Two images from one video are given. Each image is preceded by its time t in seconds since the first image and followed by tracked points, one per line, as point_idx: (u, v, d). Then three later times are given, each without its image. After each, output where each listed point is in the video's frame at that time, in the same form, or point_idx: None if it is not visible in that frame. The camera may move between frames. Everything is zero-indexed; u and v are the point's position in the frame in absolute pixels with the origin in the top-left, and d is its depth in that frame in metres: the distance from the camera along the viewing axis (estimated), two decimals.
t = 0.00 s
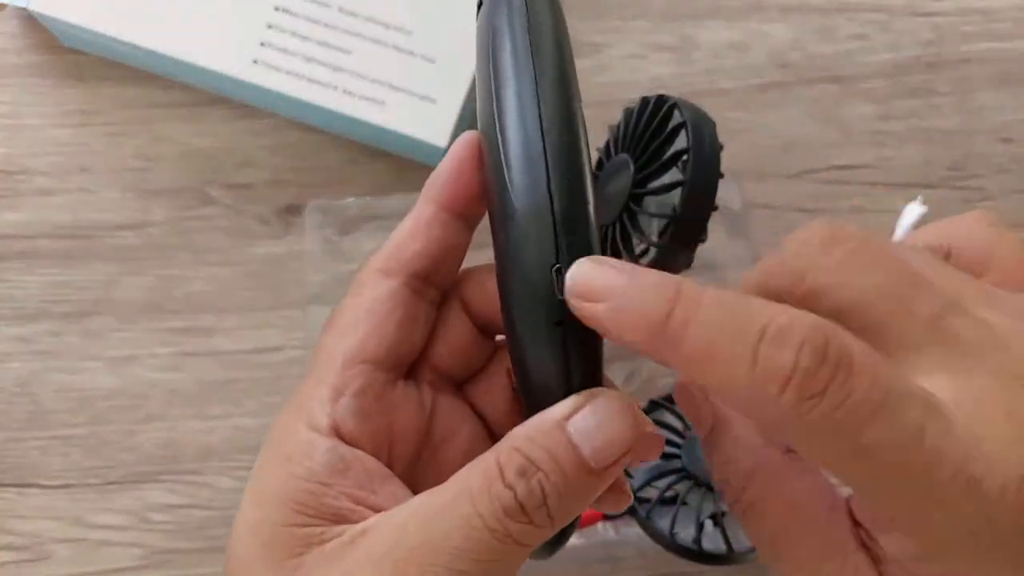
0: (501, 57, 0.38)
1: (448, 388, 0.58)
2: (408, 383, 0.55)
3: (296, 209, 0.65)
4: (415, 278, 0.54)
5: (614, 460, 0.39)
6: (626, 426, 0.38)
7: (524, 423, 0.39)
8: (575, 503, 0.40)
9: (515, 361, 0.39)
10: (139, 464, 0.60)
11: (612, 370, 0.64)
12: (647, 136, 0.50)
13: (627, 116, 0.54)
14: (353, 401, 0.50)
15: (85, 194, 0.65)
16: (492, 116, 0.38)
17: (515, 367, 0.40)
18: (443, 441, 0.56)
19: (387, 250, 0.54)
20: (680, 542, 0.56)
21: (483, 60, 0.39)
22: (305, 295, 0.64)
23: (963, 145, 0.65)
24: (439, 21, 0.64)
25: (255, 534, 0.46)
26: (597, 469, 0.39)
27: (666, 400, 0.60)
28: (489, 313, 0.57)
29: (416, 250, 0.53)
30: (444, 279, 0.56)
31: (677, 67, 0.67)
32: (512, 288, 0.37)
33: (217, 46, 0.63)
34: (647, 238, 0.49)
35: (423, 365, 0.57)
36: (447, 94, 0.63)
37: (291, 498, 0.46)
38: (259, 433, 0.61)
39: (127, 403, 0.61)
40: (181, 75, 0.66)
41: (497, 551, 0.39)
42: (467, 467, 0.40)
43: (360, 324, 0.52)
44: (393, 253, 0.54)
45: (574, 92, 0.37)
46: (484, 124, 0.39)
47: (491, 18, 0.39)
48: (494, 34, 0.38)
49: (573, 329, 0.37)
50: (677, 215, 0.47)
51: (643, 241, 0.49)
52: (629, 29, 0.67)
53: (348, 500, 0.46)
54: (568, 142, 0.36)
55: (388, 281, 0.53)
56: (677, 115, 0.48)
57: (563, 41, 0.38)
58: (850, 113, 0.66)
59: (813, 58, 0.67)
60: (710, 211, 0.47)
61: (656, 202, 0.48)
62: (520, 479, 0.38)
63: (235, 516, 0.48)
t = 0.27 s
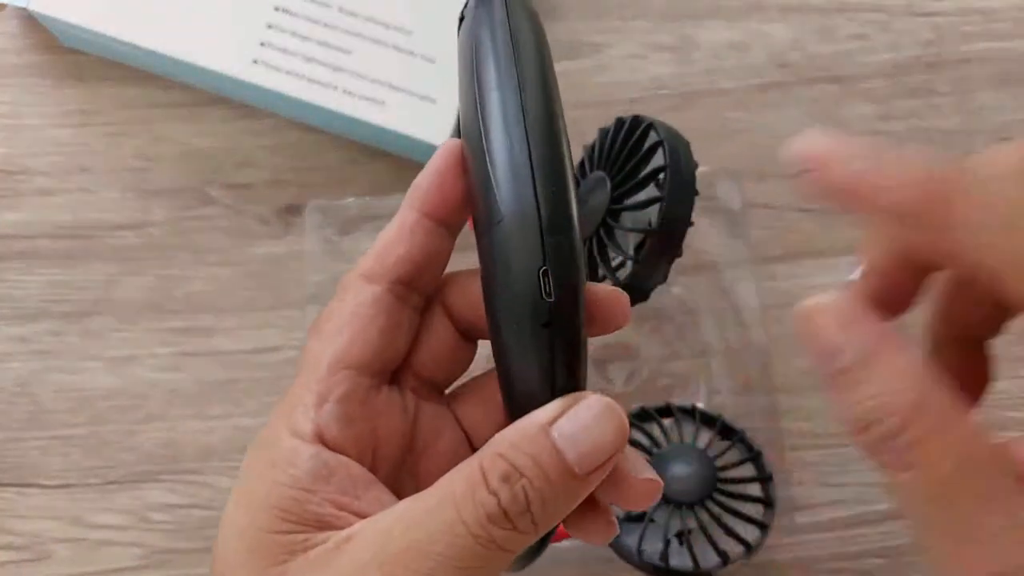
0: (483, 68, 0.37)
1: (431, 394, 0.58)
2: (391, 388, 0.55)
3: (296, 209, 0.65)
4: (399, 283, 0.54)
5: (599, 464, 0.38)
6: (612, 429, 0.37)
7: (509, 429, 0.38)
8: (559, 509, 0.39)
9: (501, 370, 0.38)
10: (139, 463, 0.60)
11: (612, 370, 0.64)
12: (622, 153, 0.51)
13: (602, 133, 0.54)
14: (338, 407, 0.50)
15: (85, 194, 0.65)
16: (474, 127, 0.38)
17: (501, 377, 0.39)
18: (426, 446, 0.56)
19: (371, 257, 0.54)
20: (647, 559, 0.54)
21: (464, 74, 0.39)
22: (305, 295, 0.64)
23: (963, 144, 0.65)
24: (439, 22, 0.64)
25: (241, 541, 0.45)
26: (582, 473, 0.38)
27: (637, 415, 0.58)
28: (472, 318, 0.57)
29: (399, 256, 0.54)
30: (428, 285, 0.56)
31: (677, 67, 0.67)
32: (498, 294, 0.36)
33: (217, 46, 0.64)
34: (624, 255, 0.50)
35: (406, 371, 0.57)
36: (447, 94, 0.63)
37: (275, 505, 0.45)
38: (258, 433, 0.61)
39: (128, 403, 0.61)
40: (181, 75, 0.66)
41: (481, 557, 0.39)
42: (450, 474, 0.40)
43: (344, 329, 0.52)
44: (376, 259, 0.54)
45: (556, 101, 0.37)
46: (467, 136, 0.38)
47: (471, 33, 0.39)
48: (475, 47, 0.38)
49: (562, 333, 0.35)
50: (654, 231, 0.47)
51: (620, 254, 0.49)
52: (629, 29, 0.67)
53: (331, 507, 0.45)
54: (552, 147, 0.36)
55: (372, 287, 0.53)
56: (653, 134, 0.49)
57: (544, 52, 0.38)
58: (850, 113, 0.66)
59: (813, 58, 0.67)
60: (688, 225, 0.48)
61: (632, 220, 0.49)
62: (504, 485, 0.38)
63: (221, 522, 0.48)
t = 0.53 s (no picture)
0: (450, 67, 0.37)
1: (400, 397, 0.58)
2: (357, 392, 0.55)
3: (296, 209, 0.65)
4: (364, 284, 0.53)
5: (559, 470, 0.38)
6: (570, 434, 0.37)
7: (467, 433, 0.37)
8: (519, 516, 0.38)
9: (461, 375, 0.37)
10: (139, 463, 0.60)
11: (611, 369, 0.64)
12: (607, 149, 0.51)
13: (587, 132, 0.55)
14: (297, 412, 0.50)
15: (84, 194, 0.65)
16: (440, 127, 0.37)
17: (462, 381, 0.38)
18: (394, 451, 0.56)
19: (334, 257, 0.54)
20: (636, 561, 0.53)
21: (433, 73, 0.39)
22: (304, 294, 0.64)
23: (962, 144, 0.65)
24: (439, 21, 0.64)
25: (199, 550, 0.46)
26: (543, 478, 0.38)
27: (630, 416, 0.58)
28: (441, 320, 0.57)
29: (363, 256, 0.53)
30: (394, 285, 0.56)
31: (677, 67, 0.67)
32: (459, 297, 0.36)
33: (216, 46, 0.63)
34: (609, 250, 0.50)
35: (374, 373, 0.57)
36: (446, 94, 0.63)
37: (232, 512, 0.45)
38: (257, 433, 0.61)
39: (127, 403, 0.61)
40: (181, 76, 0.66)
41: (433, 564, 0.39)
42: (405, 480, 0.40)
43: (305, 332, 0.52)
44: (340, 259, 0.53)
45: (525, 101, 0.36)
46: (434, 135, 0.38)
47: (441, 31, 0.38)
48: (444, 45, 0.38)
49: (523, 337, 0.35)
50: (640, 227, 0.47)
51: (605, 252, 0.49)
52: (628, 28, 0.67)
53: (287, 513, 0.45)
54: (518, 147, 0.35)
55: (336, 288, 0.53)
56: (639, 129, 0.49)
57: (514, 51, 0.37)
58: (849, 113, 0.66)
59: (812, 58, 0.67)
60: (672, 222, 0.47)
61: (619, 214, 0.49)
62: (459, 490, 0.38)
63: (182, 531, 0.48)
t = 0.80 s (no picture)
0: (480, 58, 0.37)
1: (417, 391, 0.58)
2: (375, 386, 0.55)
3: (296, 209, 0.65)
4: (385, 276, 0.54)
5: (586, 467, 0.38)
6: (597, 431, 0.37)
7: (494, 428, 0.37)
8: (544, 512, 0.38)
9: (485, 367, 0.38)
10: (139, 464, 0.60)
11: (611, 369, 0.64)
12: (631, 145, 0.51)
13: (608, 128, 0.55)
14: (318, 403, 0.49)
15: (84, 193, 0.65)
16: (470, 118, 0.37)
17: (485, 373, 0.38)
18: (411, 445, 0.56)
19: (356, 248, 0.54)
20: (644, 560, 0.53)
21: (462, 62, 0.39)
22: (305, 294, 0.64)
23: (962, 144, 0.65)
24: (440, 22, 0.65)
25: (216, 541, 0.45)
26: (569, 475, 0.38)
27: (641, 415, 0.58)
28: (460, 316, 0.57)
29: (385, 247, 0.53)
30: (415, 278, 0.56)
31: (678, 67, 0.67)
32: (486, 290, 0.36)
33: (215, 47, 0.63)
34: (629, 245, 0.50)
35: (392, 367, 0.57)
36: (447, 94, 0.63)
37: (251, 502, 0.45)
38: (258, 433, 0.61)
39: (128, 403, 0.61)
40: (180, 75, 0.66)
41: (456, 558, 0.39)
42: (430, 473, 0.39)
43: (326, 324, 0.52)
44: (362, 251, 0.54)
45: (556, 93, 0.36)
46: (463, 126, 0.38)
47: (472, 20, 0.38)
48: (473, 36, 0.38)
49: (549, 333, 0.35)
50: (662, 224, 0.47)
51: (625, 249, 0.49)
52: (629, 28, 0.67)
53: (308, 506, 0.44)
54: (548, 141, 0.35)
55: (357, 279, 0.53)
56: (664, 125, 0.49)
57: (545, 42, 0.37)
58: (850, 112, 0.66)
59: (813, 58, 0.67)
60: (695, 220, 0.48)
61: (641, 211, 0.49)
62: (486, 485, 0.38)
63: (197, 522, 0.47)
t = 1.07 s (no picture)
0: (481, 67, 0.37)
1: (421, 398, 0.58)
2: (380, 395, 0.55)
3: (296, 209, 0.65)
4: (389, 287, 0.53)
5: (593, 477, 0.38)
6: (604, 440, 0.37)
7: (502, 439, 0.38)
8: (552, 520, 0.39)
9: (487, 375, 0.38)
10: (139, 464, 0.60)
11: (611, 370, 0.64)
12: (627, 151, 0.51)
13: (606, 131, 0.55)
14: (324, 414, 0.49)
15: (84, 194, 0.65)
16: (471, 127, 0.37)
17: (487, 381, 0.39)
18: (416, 454, 0.56)
19: (361, 257, 0.54)
20: (639, 562, 0.53)
21: (462, 70, 0.39)
22: (305, 294, 0.64)
23: (962, 145, 0.65)
24: (439, 21, 0.64)
25: (224, 553, 0.46)
26: (577, 486, 0.38)
27: (635, 417, 0.58)
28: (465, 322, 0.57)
29: (388, 257, 0.53)
30: (419, 286, 0.55)
31: (678, 67, 0.67)
32: (488, 301, 0.36)
33: (216, 47, 0.64)
34: (624, 252, 0.50)
35: (397, 377, 0.57)
36: (447, 95, 0.63)
37: (258, 516, 0.45)
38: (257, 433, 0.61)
39: (128, 403, 0.62)
40: (181, 75, 0.66)
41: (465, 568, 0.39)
42: (438, 485, 0.40)
43: (330, 335, 0.52)
44: (366, 261, 0.53)
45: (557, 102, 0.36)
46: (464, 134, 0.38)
47: (472, 28, 0.38)
48: (474, 43, 0.38)
49: (553, 344, 0.35)
50: (657, 231, 0.47)
51: (622, 255, 0.49)
52: (629, 29, 0.67)
53: (316, 518, 0.45)
54: (551, 151, 0.35)
55: (361, 290, 0.52)
56: (660, 132, 0.49)
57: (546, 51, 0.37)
58: (849, 113, 0.66)
59: (813, 58, 0.67)
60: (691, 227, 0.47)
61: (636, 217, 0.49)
62: (495, 496, 0.38)
63: (204, 533, 0.48)
